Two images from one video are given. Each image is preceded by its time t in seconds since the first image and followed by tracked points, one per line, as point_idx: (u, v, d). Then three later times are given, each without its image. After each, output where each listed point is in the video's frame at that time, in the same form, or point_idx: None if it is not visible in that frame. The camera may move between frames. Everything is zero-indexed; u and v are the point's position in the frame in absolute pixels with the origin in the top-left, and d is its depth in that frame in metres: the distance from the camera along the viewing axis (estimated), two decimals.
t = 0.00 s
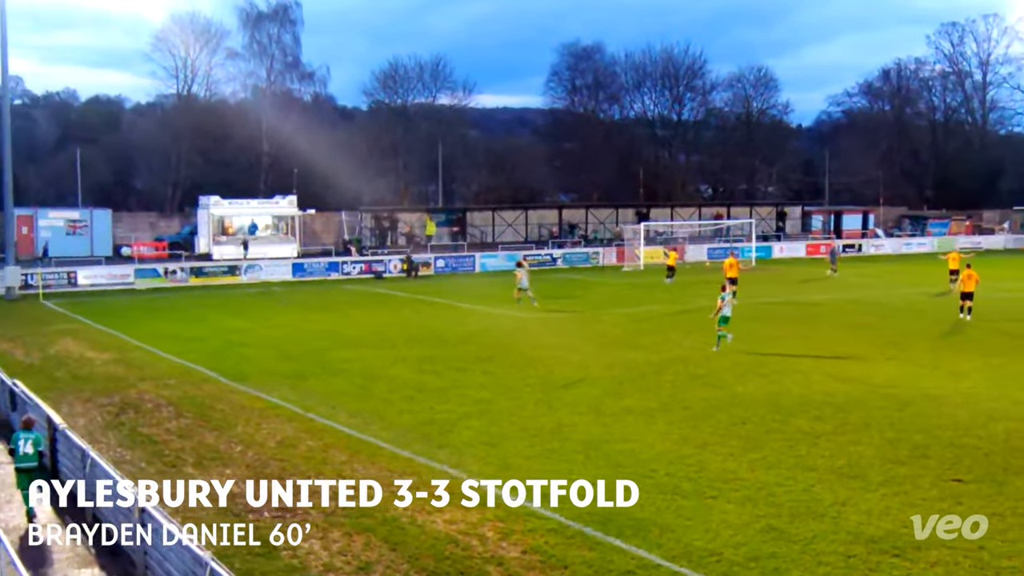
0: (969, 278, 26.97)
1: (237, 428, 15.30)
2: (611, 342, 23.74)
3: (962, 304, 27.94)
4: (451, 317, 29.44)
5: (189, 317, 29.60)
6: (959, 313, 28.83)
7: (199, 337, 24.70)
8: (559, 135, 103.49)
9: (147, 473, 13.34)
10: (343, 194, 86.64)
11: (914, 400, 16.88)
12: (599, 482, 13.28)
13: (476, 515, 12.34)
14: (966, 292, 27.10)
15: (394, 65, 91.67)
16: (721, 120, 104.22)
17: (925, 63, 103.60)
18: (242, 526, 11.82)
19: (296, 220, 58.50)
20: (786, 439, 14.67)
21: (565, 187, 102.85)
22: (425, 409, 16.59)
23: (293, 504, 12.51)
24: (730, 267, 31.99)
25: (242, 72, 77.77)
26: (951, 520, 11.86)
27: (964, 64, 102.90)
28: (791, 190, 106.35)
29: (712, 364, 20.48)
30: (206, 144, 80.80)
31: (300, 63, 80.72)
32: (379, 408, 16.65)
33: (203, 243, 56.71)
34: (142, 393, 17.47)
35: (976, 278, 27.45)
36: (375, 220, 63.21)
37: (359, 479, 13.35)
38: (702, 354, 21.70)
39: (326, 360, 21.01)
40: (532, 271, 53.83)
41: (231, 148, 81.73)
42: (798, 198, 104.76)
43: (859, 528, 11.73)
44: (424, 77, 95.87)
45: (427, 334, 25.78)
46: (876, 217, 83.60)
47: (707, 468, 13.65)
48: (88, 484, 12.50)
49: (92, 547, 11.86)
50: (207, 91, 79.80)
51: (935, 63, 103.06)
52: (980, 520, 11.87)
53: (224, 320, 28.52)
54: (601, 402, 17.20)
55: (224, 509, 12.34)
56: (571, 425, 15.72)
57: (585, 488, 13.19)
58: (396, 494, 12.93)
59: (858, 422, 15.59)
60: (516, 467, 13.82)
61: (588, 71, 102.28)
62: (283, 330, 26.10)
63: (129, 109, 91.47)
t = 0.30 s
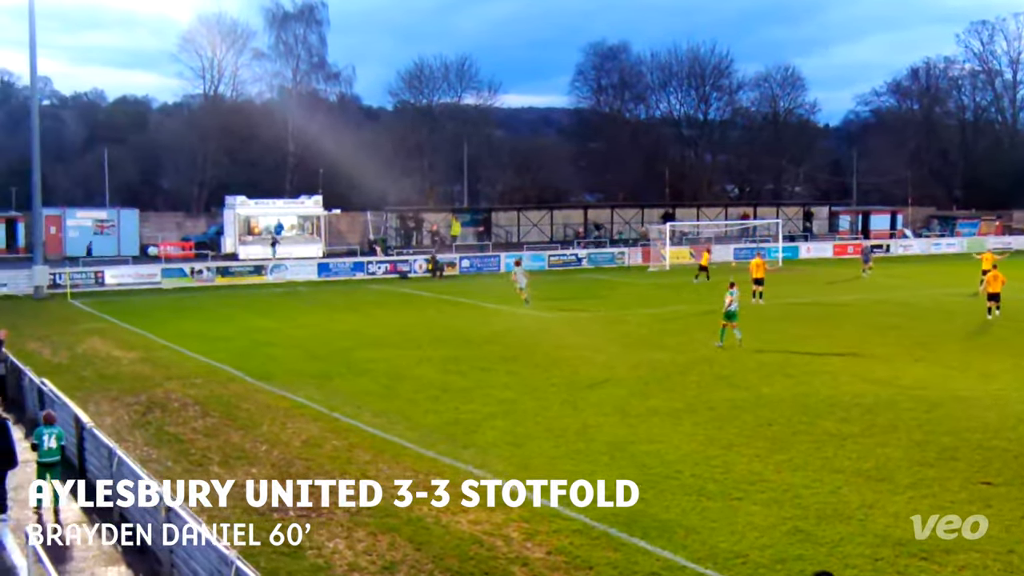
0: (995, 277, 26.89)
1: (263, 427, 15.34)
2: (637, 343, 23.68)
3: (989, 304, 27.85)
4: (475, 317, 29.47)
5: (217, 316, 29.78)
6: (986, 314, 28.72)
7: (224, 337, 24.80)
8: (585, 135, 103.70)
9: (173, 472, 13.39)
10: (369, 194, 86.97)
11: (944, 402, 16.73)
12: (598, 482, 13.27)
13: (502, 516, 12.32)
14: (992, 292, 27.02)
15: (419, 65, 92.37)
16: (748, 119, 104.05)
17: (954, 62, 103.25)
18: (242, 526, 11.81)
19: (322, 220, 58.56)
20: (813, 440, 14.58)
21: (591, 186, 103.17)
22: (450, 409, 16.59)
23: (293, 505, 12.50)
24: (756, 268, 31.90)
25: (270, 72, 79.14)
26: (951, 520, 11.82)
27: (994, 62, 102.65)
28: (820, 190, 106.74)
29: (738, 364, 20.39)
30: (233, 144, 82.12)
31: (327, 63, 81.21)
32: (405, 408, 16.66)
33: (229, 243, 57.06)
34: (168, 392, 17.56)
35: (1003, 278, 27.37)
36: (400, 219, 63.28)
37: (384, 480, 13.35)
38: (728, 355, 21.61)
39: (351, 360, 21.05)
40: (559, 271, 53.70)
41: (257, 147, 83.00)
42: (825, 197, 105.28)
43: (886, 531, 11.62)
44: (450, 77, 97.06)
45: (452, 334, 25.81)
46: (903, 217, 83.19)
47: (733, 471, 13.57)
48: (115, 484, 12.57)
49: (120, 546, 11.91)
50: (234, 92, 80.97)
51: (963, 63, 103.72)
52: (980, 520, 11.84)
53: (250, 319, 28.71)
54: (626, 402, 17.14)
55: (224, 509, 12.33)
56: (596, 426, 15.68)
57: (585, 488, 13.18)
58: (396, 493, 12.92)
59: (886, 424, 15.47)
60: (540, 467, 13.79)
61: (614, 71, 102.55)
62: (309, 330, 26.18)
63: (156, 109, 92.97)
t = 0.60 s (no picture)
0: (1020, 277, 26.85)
1: (289, 425, 15.49)
2: (660, 342, 23.75)
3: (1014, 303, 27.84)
4: (498, 316, 29.60)
5: (245, 315, 30.05)
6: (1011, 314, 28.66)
7: (251, 335, 25.03)
8: (608, 136, 103.71)
9: (201, 469, 13.54)
10: (393, 194, 87.79)
11: (968, 402, 16.71)
12: (599, 482, 13.29)
13: (523, 513, 12.40)
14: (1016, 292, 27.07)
15: (444, 65, 92.19)
16: (771, 119, 103.64)
17: (978, 61, 101.82)
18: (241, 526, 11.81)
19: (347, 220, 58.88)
20: (835, 440, 14.60)
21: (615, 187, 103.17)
22: (474, 408, 16.69)
23: (293, 505, 12.53)
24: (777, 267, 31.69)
25: (296, 73, 79.52)
26: (951, 520, 11.84)
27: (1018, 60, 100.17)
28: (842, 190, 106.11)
29: (761, 364, 20.41)
30: (259, 145, 83.15)
31: (353, 64, 81.70)
32: (429, 406, 16.78)
33: (256, 242, 57.48)
34: (196, 389, 17.76)
35: None
36: (425, 219, 63.73)
37: (408, 477, 13.45)
38: (749, 355, 21.60)
39: (376, 359, 21.19)
40: (581, 271, 53.69)
41: (283, 148, 84.03)
42: (848, 196, 104.74)
43: (907, 530, 11.65)
44: (473, 78, 96.72)
45: (475, 333, 25.91)
46: (926, 218, 82.87)
47: (755, 470, 13.62)
48: (144, 481, 12.74)
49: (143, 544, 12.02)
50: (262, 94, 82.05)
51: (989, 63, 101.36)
52: (980, 520, 11.85)
53: (275, 318, 28.93)
54: (649, 402, 17.19)
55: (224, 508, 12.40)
56: (619, 425, 15.74)
57: (585, 488, 13.21)
58: (396, 493, 12.94)
59: (908, 423, 15.50)
60: (562, 465, 13.89)
61: (637, 72, 102.59)
62: (335, 328, 26.36)
63: (184, 110, 94.11)
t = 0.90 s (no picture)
0: None
1: (315, 419, 15.84)
2: (678, 339, 23.99)
3: None
4: (519, 313, 29.92)
5: (274, 311, 30.56)
6: None
7: (279, 331, 25.46)
8: (628, 136, 104.26)
9: (231, 462, 13.92)
10: (417, 194, 89.84)
11: (984, 399, 16.86)
12: (598, 482, 13.34)
13: (544, 507, 12.63)
14: None
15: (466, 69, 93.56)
16: (789, 121, 102.62)
17: (994, 62, 101.01)
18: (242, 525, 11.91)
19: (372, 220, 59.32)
20: (851, 436, 14.82)
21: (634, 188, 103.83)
22: (496, 403, 16.99)
23: (292, 505, 12.57)
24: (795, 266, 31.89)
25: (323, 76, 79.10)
26: (951, 520, 11.91)
27: None
28: (858, 190, 106.73)
29: (778, 361, 20.62)
30: (288, 146, 83.83)
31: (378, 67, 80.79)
32: (452, 401, 17.09)
33: (283, 241, 58.16)
34: (225, 384, 18.20)
35: None
36: (448, 219, 64.58)
37: (431, 471, 13.73)
38: (767, 352, 21.80)
39: (400, 355, 21.55)
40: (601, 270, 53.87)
41: (311, 150, 84.56)
42: (864, 196, 104.95)
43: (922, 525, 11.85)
44: (496, 79, 97.19)
45: (497, 330, 26.25)
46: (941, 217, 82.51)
47: (772, 464, 13.85)
48: (175, 474, 13.13)
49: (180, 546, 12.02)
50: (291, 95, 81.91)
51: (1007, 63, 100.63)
52: (980, 520, 11.92)
53: (302, 315, 29.39)
54: (667, 397, 17.45)
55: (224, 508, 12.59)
56: (638, 420, 16.01)
57: (585, 488, 13.25)
58: (396, 493, 12.97)
59: (924, 420, 15.69)
60: (583, 460, 14.15)
61: (656, 74, 102.32)
62: (361, 325, 26.76)
63: (213, 114, 98.34)
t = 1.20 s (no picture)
0: None
1: (342, 413, 16.28)
2: (694, 336, 24.33)
3: None
4: (540, 310, 30.29)
5: (304, 307, 31.18)
6: None
7: (309, 327, 26.00)
8: (647, 138, 104.18)
9: (261, 453, 14.38)
10: (441, 194, 90.68)
11: (994, 395, 17.11)
12: (599, 482, 13.39)
13: (566, 497, 13.02)
14: None
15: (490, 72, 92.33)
16: (804, 123, 102.91)
17: (1006, 65, 99.41)
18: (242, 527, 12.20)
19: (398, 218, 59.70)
20: (864, 430, 15.12)
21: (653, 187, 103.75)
22: (517, 398, 17.37)
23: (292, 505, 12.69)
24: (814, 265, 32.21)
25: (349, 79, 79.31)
26: (951, 520, 11.99)
27: None
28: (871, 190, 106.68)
29: (793, 357, 20.91)
30: (315, 148, 85.57)
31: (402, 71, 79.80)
32: (474, 395, 17.49)
33: (311, 239, 58.95)
34: (255, 377, 18.72)
35: None
36: (471, 218, 65.04)
37: (455, 463, 14.11)
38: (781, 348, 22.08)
39: (424, 350, 21.96)
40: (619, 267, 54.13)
41: (337, 151, 86.63)
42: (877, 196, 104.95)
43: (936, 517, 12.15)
44: (518, 82, 96.28)
45: (517, 326, 26.67)
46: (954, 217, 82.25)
47: (787, 458, 14.19)
48: (206, 465, 13.58)
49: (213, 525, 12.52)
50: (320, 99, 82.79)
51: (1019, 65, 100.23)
52: (980, 520, 11.98)
53: (330, 311, 29.94)
54: (684, 392, 17.78)
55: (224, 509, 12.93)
56: (655, 414, 16.37)
57: (585, 488, 13.31)
58: (396, 493, 13.05)
59: (936, 415, 15.96)
60: (603, 453, 14.52)
61: (674, 77, 102.59)
62: (386, 321, 27.27)
63: (244, 116, 100.04)
